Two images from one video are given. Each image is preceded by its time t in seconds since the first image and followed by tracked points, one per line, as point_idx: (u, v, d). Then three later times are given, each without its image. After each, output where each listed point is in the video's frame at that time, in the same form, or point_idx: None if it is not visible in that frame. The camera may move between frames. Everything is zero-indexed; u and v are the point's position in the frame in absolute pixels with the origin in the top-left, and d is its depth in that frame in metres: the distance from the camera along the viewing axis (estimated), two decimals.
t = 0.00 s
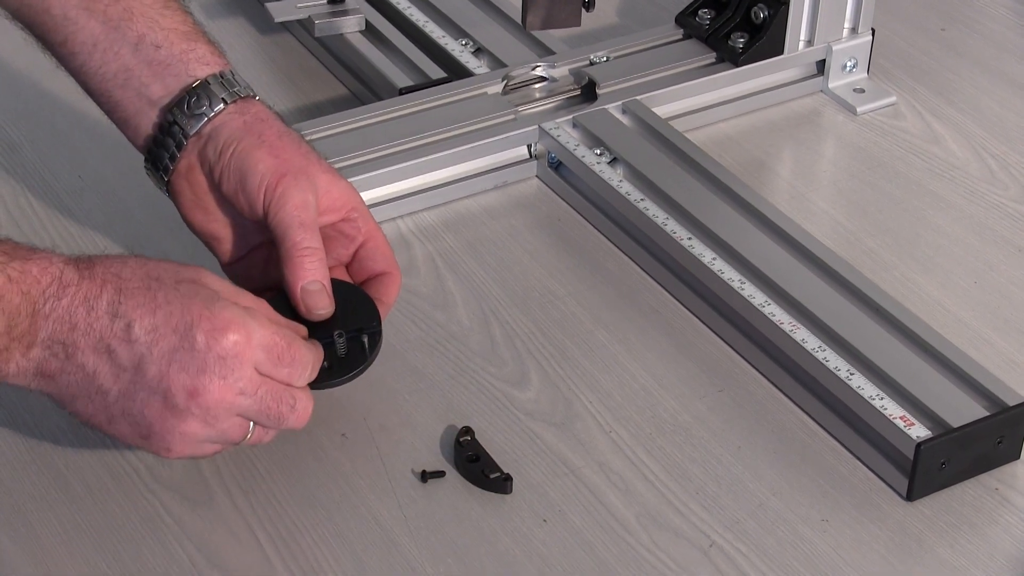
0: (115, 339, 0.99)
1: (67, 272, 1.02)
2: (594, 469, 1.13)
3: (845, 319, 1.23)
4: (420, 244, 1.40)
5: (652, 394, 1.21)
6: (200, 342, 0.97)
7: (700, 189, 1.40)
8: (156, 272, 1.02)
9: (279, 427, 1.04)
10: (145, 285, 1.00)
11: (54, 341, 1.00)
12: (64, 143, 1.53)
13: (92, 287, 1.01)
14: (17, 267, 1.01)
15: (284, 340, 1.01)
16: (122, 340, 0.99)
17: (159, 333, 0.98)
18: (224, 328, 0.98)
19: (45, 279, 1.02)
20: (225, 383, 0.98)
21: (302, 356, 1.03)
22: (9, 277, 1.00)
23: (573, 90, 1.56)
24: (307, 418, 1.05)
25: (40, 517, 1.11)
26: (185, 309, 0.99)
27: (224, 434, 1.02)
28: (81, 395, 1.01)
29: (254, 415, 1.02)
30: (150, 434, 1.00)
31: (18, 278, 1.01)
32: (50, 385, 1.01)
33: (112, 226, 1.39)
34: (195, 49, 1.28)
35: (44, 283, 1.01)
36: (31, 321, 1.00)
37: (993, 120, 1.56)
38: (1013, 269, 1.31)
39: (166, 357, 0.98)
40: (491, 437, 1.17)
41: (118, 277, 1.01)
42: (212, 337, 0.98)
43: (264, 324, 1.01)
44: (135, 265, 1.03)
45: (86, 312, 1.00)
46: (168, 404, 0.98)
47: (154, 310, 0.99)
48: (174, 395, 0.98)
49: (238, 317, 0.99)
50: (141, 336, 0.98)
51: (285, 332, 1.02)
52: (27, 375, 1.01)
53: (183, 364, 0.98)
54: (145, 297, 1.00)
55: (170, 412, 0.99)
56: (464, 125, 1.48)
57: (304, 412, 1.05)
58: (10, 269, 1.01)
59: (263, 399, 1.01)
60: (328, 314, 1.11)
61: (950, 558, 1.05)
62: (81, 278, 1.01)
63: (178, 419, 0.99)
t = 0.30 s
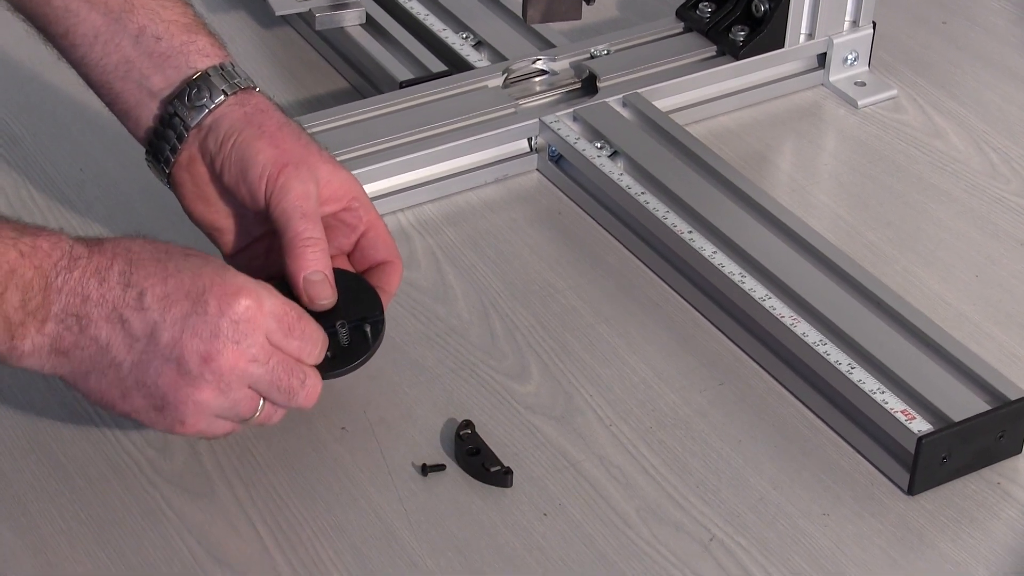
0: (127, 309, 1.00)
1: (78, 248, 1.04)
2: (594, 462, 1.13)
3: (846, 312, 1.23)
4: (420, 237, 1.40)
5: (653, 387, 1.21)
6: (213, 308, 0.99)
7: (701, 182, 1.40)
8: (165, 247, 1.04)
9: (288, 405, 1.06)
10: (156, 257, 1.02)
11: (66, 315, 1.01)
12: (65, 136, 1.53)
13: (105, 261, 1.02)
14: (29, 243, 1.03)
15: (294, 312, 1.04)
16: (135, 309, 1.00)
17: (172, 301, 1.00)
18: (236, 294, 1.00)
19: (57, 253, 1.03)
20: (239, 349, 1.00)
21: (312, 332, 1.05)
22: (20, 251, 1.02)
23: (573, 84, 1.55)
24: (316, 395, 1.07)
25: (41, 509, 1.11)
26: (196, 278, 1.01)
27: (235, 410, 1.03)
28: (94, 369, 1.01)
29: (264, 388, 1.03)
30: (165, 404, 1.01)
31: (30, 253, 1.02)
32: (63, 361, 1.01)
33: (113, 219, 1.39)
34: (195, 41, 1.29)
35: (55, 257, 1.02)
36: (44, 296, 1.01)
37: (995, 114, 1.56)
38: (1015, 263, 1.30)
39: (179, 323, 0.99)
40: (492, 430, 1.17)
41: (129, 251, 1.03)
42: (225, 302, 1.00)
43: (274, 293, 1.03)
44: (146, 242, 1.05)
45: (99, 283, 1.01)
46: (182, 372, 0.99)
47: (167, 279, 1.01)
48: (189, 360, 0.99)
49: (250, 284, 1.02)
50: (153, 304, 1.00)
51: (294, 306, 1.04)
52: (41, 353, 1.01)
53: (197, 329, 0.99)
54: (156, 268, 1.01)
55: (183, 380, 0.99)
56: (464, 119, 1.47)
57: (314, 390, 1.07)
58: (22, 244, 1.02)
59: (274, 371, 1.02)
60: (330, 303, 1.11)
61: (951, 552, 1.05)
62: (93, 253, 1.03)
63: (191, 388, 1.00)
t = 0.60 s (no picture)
0: (156, 291, 1.01)
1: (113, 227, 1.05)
2: (597, 457, 1.13)
3: (850, 307, 1.22)
4: (424, 232, 1.40)
5: (656, 382, 1.20)
6: (241, 296, 1.00)
7: (706, 177, 1.39)
8: (197, 230, 1.05)
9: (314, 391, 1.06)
10: (188, 240, 1.03)
11: (97, 294, 1.02)
12: (69, 131, 1.53)
13: (138, 242, 1.03)
14: (63, 222, 1.04)
15: (323, 296, 1.04)
16: (164, 292, 1.01)
17: (202, 287, 1.01)
18: (265, 282, 1.01)
19: (91, 232, 1.04)
20: (265, 338, 1.01)
21: (340, 314, 1.05)
22: (53, 230, 1.03)
23: (576, 79, 1.56)
24: (343, 382, 1.07)
25: (46, 504, 1.11)
26: (227, 265, 1.02)
27: (259, 393, 1.04)
28: (120, 348, 1.03)
29: (290, 374, 1.04)
30: (189, 385, 1.02)
31: (64, 231, 1.03)
32: (91, 338, 1.03)
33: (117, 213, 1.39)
34: (213, 28, 1.29)
35: (89, 236, 1.04)
36: (76, 274, 1.02)
37: (1000, 108, 1.56)
38: (1020, 258, 1.30)
39: (207, 310, 1.00)
40: (495, 425, 1.17)
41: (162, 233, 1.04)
42: (254, 291, 1.01)
43: (304, 280, 1.04)
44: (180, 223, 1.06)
45: (131, 264, 1.02)
46: (208, 357, 1.01)
47: (197, 263, 1.02)
48: (215, 347, 1.00)
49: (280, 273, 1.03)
50: (183, 289, 1.01)
51: (323, 290, 1.05)
52: (71, 330, 1.03)
53: (224, 317, 1.00)
54: (187, 251, 1.03)
55: (207, 365, 1.01)
56: (467, 114, 1.48)
57: (339, 377, 1.06)
58: (56, 223, 1.03)
59: (301, 357, 1.03)
60: (362, 283, 1.12)
61: (955, 548, 1.05)
62: (127, 232, 1.04)
63: (215, 372, 1.01)
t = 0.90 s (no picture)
0: (173, 292, 1.02)
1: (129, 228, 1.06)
2: (603, 454, 1.13)
3: (856, 305, 1.22)
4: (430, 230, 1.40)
5: (662, 380, 1.20)
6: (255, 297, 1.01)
7: (711, 175, 1.39)
8: (213, 228, 1.06)
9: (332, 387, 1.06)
10: (203, 240, 1.04)
11: (114, 294, 1.03)
12: (73, 126, 1.53)
13: (154, 244, 1.04)
14: (80, 224, 1.05)
15: (338, 295, 1.04)
16: (180, 293, 1.02)
17: (217, 287, 1.01)
18: (279, 283, 1.01)
19: (108, 234, 1.05)
20: (281, 337, 1.02)
21: (356, 313, 1.05)
22: (70, 232, 1.04)
23: (583, 76, 1.56)
24: (361, 379, 1.07)
25: (51, 500, 1.11)
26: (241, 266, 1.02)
27: (277, 390, 1.05)
28: (139, 346, 1.04)
29: (307, 372, 1.04)
30: (207, 383, 1.03)
31: (81, 233, 1.04)
32: (110, 337, 1.05)
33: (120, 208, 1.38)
34: (237, 23, 1.32)
35: (106, 238, 1.05)
36: (93, 276, 1.03)
37: (1006, 106, 1.56)
38: None
39: (223, 311, 1.01)
40: (501, 423, 1.16)
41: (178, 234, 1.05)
42: (269, 291, 1.01)
43: (319, 279, 1.04)
44: (196, 223, 1.07)
45: (147, 266, 1.03)
46: (224, 356, 1.02)
47: (212, 264, 1.02)
48: (230, 347, 1.01)
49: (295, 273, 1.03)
50: (198, 290, 1.01)
51: (338, 289, 1.05)
52: (88, 329, 1.04)
53: (239, 318, 1.01)
54: (202, 252, 1.03)
55: (224, 364, 1.02)
56: (470, 112, 1.47)
57: (356, 375, 1.07)
58: (72, 226, 1.05)
59: (316, 356, 1.03)
60: (390, 274, 1.14)
61: (962, 546, 1.05)
62: (144, 233, 1.05)
63: (232, 371, 1.02)
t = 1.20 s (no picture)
0: (213, 323, 1.00)
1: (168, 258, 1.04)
2: (609, 453, 1.13)
3: (863, 304, 1.22)
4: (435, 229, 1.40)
5: (668, 378, 1.20)
6: (293, 325, 0.99)
7: (717, 173, 1.39)
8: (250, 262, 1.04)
9: (378, 426, 1.03)
10: (242, 272, 1.02)
11: (152, 324, 1.00)
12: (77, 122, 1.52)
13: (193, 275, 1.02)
14: (117, 252, 1.03)
15: (382, 325, 1.02)
16: (220, 323, 0.99)
17: (257, 317, 0.99)
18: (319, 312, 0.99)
19: (146, 262, 1.03)
20: (322, 369, 0.99)
21: (400, 344, 1.03)
22: (108, 260, 1.02)
23: (588, 75, 1.56)
24: (411, 417, 1.03)
25: (57, 500, 1.11)
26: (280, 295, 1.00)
27: (321, 430, 1.02)
28: (177, 382, 1.01)
29: (350, 408, 1.01)
30: (245, 421, 1.00)
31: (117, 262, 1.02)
32: (147, 372, 1.01)
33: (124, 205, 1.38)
34: (260, 24, 1.36)
35: (144, 267, 1.02)
36: (131, 306, 1.01)
37: (1012, 104, 1.56)
38: None
39: (263, 341, 0.99)
40: (507, 421, 1.16)
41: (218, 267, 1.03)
42: (310, 321, 0.99)
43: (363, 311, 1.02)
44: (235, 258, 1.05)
45: (186, 297, 1.01)
46: (265, 391, 0.99)
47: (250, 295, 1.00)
48: (271, 378, 0.98)
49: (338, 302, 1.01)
50: (236, 320, 0.99)
51: (382, 319, 1.03)
52: (124, 362, 1.01)
53: (279, 349, 0.98)
54: (241, 283, 1.01)
55: (264, 398, 0.99)
56: (475, 112, 1.47)
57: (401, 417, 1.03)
58: (109, 254, 1.02)
59: (358, 390, 1.00)
60: (419, 273, 1.15)
61: (968, 545, 1.05)
62: (183, 265, 1.03)
63: (273, 406, 0.99)
